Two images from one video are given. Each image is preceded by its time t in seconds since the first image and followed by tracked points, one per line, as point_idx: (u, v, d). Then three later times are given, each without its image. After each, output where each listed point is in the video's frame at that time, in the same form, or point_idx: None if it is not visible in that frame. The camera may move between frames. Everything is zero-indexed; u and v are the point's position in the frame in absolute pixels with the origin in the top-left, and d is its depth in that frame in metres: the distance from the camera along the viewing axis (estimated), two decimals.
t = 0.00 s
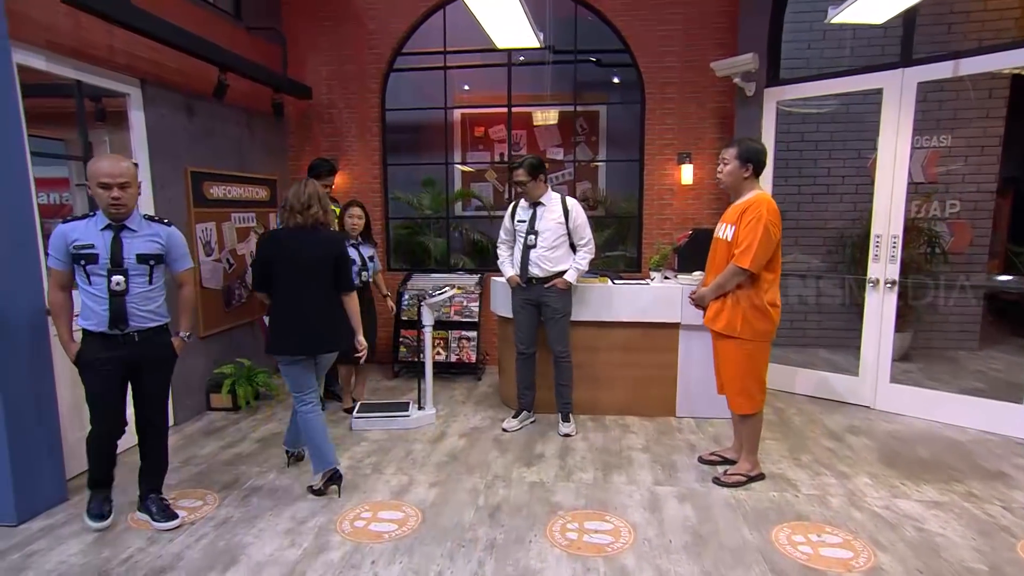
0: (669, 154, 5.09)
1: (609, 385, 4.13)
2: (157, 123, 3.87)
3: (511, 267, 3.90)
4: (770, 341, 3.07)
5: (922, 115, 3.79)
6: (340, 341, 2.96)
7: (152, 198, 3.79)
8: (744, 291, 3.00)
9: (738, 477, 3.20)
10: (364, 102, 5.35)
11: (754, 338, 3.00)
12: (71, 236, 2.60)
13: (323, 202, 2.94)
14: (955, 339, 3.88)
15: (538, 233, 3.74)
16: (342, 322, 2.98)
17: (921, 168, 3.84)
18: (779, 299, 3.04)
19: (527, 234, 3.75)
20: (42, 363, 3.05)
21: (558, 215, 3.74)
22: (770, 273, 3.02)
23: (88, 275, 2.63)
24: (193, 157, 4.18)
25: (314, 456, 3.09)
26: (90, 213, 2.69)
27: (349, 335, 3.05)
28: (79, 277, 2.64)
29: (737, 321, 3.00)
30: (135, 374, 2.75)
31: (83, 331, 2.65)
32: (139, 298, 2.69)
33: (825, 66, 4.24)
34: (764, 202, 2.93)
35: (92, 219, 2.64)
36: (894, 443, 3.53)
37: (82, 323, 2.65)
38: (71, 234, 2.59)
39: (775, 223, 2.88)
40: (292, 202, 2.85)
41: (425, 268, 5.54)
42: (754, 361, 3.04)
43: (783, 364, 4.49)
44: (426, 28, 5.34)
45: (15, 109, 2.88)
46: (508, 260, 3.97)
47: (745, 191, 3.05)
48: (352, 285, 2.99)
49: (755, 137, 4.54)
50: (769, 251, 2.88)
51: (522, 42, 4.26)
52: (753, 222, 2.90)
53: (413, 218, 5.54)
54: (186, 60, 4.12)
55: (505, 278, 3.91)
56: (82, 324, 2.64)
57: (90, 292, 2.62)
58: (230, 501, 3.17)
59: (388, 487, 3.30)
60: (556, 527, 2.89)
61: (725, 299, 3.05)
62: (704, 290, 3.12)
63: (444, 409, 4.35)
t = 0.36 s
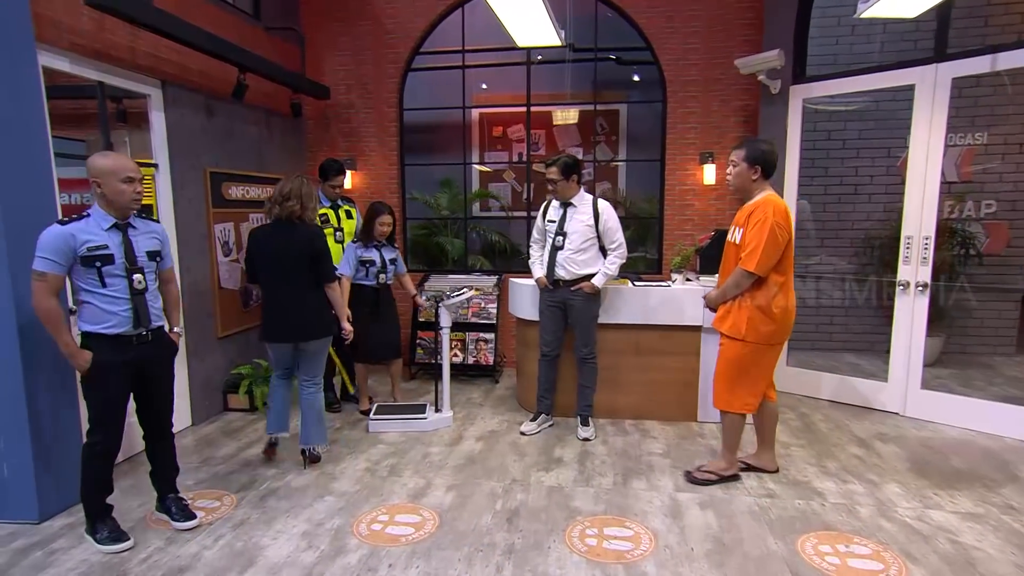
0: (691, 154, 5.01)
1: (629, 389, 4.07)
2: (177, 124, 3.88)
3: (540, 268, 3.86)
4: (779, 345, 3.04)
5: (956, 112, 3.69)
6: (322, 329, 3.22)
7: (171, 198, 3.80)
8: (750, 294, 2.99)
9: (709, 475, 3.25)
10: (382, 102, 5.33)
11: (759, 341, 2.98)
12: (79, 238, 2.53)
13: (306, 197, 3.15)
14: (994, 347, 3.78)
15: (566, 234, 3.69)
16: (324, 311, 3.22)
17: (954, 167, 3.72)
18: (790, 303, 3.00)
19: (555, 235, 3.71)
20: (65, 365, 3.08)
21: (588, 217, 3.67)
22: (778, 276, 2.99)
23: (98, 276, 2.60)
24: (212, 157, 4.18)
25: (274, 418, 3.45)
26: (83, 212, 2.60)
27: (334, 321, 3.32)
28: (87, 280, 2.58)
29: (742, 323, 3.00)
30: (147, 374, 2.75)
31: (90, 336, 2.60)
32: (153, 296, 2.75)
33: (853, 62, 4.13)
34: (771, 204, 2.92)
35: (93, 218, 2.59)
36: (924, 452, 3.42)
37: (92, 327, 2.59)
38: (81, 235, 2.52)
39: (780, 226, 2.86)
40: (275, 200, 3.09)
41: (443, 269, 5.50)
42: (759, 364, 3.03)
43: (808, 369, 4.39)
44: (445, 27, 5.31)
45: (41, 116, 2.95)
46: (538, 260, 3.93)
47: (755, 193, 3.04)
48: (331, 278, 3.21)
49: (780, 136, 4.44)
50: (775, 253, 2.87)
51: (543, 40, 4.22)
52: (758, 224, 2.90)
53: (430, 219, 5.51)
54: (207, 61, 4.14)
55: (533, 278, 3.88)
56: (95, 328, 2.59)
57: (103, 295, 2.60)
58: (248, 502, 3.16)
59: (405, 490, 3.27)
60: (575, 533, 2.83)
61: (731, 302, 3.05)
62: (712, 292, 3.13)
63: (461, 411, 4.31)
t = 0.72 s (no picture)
0: (711, 152, 4.92)
1: (647, 391, 4.00)
2: (195, 123, 3.87)
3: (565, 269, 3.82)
4: (767, 348, 3.00)
5: (989, 108, 3.58)
6: (287, 329, 3.27)
7: (188, 197, 3.80)
8: (740, 296, 2.95)
9: (693, 475, 3.24)
10: (398, 101, 5.31)
11: (745, 344, 2.95)
12: (102, 242, 2.52)
13: (294, 200, 3.30)
14: None
15: (587, 235, 3.65)
16: (293, 311, 3.28)
17: (987, 164, 3.61)
18: (779, 305, 2.97)
19: (577, 235, 3.68)
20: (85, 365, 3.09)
21: (610, 217, 3.60)
22: (767, 277, 2.98)
23: (115, 278, 2.62)
24: (229, 156, 4.18)
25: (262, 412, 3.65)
26: (89, 214, 2.55)
27: (305, 325, 3.33)
28: (105, 282, 2.59)
29: (732, 326, 2.95)
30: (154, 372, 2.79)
31: (106, 339, 2.61)
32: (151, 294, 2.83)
33: (883, 56, 4.03)
34: (764, 205, 2.89)
35: (101, 219, 2.57)
36: (954, 459, 3.32)
37: (110, 330, 2.61)
38: (105, 239, 2.53)
39: (773, 227, 2.84)
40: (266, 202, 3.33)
41: (458, 269, 5.44)
42: (748, 367, 2.98)
43: (832, 373, 4.30)
44: (461, 24, 5.27)
45: (59, 115, 2.96)
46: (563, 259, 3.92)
47: (748, 192, 3.00)
48: (291, 280, 3.22)
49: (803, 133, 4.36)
50: (767, 256, 2.83)
51: (562, 36, 4.18)
52: (752, 225, 2.86)
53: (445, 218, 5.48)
54: (224, 59, 4.14)
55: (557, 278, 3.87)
56: (114, 331, 2.62)
57: (120, 296, 2.64)
58: (262, 502, 3.15)
59: (420, 492, 3.23)
60: (592, 537, 2.78)
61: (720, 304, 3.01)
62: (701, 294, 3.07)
63: (476, 413, 4.27)
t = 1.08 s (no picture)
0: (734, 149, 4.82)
1: (667, 393, 3.92)
2: (212, 121, 3.86)
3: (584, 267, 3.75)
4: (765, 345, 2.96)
5: None
6: (267, 324, 3.30)
7: (204, 196, 3.79)
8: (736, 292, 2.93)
9: (712, 481, 3.16)
10: (415, 98, 5.27)
11: (742, 342, 2.92)
12: (137, 239, 2.61)
13: (290, 197, 3.30)
14: None
15: (608, 233, 3.58)
16: (274, 305, 3.31)
17: None
18: (777, 300, 2.93)
19: (597, 233, 3.62)
20: (104, 363, 3.09)
21: (632, 216, 3.53)
22: (765, 275, 2.94)
23: (150, 274, 2.71)
24: (245, 154, 4.16)
25: (253, 415, 3.56)
26: (120, 213, 2.62)
27: (286, 321, 3.35)
28: (140, 278, 2.68)
29: (730, 323, 2.94)
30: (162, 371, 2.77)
31: (148, 333, 2.70)
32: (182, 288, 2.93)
33: (913, 49, 3.91)
34: (758, 200, 2.87)
35: (133, 218, 2.64)
36: (987, 468, 3.21)
37: (149, 324, 2.70)
38: (141, 237, 2.61)
39: (767, 222, 2.82)
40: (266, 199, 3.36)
41: (475, 268, 5.39)
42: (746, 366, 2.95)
43: (859, 376, 4.18)
44: (479, 20, 5.22)
45: (78, 113, 2.95)
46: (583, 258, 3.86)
47: (743, 188, 2.98)
48: (269, 274, 3.25)
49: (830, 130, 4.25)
50: (759, 251, 2.81)
51: (583, 32, 4.12)
52: (745, 220, 2.84)
53: (462, 217, 5.44)
54: (241, 57, 4.12)
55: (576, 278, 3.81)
56: (153, 325, 2.71)
57: (155, 291, 2.73)
58: (278, 503, 3.12)
59: (437, 494, 3.19)
60: (611, 543, 2.72)
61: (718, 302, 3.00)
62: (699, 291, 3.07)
63: (493, 414, 4.22)
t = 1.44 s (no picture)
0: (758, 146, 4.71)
1: (689, 397, 3.84)
2: (229, 119, 3.84)
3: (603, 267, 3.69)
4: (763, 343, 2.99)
5: None
6: (263, 321, 3.30)
7: (220, 194, 3.78)
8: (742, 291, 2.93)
9: (734, 487, 3.08)
10: (432, 95, 5.22)
11: (749, 341, 2.93)
12: (174, 235, 2.75)
13: (289, 195, 3.27)
14: None
15: (628, 232, 3.52)
16: (271, 304, 3.30)
17: None
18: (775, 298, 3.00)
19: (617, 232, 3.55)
20: (121, 362, 3.09)
21: (653, 215, 3.45)
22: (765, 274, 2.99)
23: (182, 269, 2.85)
24: (261, 153, 4.14)
25: (261, 417, 3.53)
26: (158, 211, 2.77)
27: (281, 319, 3.33)
28: (174, 273, 2.82)
29: (735, 322, 2.94)
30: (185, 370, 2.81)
31: (181, 326, 2.84)
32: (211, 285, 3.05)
33: (948, 41, 3.80)
34: (767, 201, 2.88)
35: (169, 216, 2.79)
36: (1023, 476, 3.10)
37: (183, 317, 2.84)
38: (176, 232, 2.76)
39: (779, 223, 2.83)
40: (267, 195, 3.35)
41: (492, 268, 5.33)
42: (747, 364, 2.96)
43: (888, 381, 4.06)
44: (497, 16, 5.16)
45: (97, 111, 2.94)
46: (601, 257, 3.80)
47: (743, 188, 2.99)
48: (260, 271, 3.22)
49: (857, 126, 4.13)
50: (771, 253, 2.82)
51: (604, 27, 4.07)
52: (759, 221, 2.84)
53: (479, 217, 5.39)
54: (257, 55, 4.10)
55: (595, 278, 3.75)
56: (186, 319, 2.85)
57: (186, 286, 2.86)
58: (293, 504, 3.09)
59: (453, 497, 3.14)
60: (631, 549, 2.65)
61: (721, 299, 2.99)
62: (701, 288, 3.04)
63: (510, 416, 4.16)
